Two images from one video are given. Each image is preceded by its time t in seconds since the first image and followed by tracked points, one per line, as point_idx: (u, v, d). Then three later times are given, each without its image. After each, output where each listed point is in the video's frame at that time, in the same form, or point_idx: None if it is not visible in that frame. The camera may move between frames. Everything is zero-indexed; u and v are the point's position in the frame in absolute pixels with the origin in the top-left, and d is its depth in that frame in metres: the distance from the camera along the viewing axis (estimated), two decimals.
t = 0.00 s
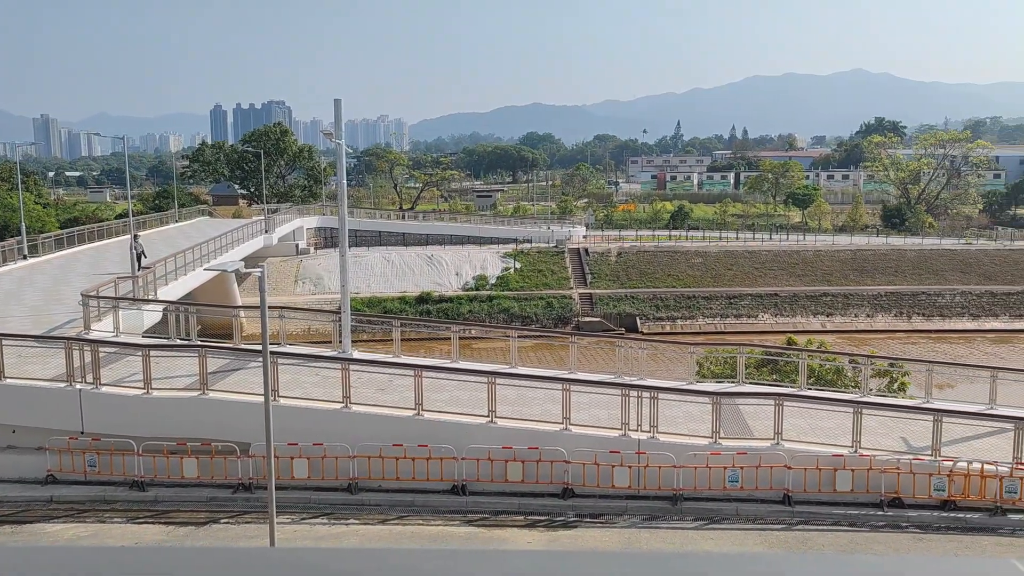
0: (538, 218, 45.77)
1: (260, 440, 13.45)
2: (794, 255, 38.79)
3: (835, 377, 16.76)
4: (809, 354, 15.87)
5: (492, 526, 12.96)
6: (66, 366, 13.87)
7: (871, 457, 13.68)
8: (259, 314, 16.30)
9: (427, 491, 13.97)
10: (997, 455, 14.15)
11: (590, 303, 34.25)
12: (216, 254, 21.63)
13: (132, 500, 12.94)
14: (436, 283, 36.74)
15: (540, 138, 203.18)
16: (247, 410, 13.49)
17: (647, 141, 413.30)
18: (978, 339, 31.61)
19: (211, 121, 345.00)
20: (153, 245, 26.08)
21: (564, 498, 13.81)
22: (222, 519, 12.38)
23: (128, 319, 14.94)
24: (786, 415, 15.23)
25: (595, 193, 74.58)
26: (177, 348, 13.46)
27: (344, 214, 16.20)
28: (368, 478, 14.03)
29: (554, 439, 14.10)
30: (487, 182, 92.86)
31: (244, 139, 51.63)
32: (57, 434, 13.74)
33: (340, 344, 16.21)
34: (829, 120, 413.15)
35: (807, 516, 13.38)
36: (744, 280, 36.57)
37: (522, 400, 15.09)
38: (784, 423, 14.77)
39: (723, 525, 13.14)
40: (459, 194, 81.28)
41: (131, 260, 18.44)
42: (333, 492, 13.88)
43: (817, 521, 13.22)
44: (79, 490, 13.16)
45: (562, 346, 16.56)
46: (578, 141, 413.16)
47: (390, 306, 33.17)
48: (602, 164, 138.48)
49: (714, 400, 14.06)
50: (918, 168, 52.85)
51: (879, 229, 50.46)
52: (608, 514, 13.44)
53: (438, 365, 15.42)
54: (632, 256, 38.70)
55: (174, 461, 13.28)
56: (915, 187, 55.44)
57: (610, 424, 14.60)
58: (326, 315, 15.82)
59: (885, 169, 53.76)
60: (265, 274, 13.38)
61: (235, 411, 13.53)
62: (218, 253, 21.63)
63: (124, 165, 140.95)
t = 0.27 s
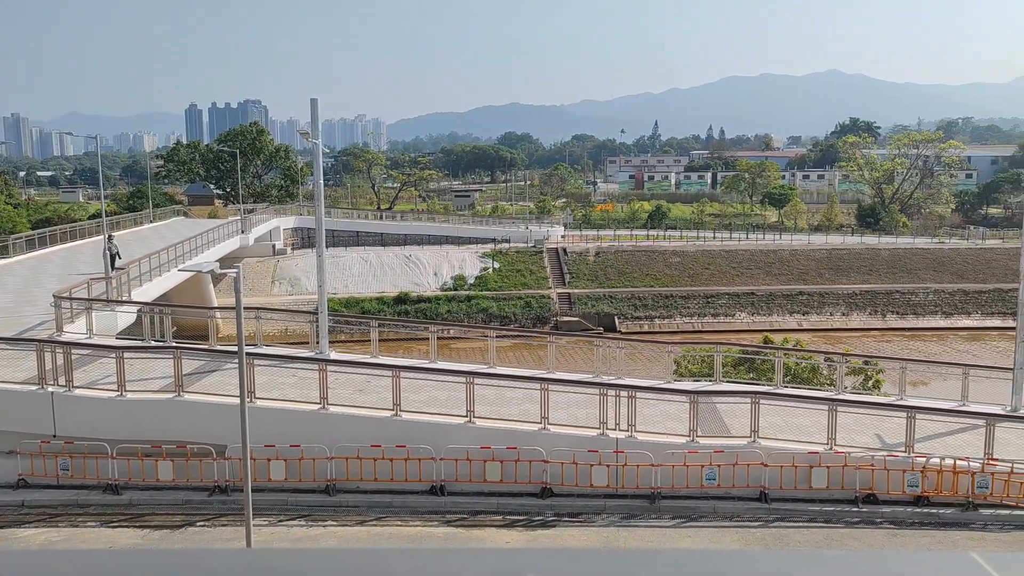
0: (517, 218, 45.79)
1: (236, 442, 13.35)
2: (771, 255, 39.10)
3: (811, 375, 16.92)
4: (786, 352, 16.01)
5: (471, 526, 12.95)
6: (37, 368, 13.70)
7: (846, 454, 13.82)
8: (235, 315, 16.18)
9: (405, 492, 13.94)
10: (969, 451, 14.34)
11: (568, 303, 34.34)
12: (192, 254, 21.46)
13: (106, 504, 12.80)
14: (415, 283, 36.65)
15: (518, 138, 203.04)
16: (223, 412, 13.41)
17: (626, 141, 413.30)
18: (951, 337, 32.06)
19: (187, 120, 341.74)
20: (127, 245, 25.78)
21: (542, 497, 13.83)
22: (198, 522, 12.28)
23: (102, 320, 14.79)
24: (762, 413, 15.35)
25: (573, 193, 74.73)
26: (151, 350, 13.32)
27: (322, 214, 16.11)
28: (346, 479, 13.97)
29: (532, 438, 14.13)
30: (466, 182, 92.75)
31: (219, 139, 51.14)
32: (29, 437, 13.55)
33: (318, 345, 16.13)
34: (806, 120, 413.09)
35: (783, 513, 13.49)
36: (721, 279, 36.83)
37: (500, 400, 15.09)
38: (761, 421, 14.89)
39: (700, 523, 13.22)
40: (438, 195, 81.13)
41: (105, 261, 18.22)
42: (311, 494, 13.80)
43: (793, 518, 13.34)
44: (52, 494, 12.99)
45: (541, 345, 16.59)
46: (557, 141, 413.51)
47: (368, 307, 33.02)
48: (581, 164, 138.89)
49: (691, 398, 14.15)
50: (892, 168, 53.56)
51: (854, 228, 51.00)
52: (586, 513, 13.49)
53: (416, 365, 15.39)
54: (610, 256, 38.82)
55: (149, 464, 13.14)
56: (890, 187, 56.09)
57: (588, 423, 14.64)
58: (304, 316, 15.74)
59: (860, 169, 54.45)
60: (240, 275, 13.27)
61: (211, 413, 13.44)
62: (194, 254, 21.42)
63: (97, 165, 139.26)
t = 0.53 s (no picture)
0: (496, 219, 45.78)
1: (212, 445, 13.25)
2: (748, 255, 39.36)
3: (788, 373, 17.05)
4: (763, 352, 16.12)
5: (451, 527, 12.91)
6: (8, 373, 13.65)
7: (822, 452, 13.95)
8: (211, 317, 16.02)
9: (384, 494, 13.87)
10: (942, 448, 14.52)
11: (547, 304, 34.37)
12: (167, 256, 21.26)
13: (80, 509, 12.60)
14: (393, 284, 36.54)
15: (497, 138, 202.60)
16: (199, 415, 13.38)
17: (603, 141, 413.18)
18: (925, 335, 32.46)
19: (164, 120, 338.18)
20: (100, 247, 25.46)
21: (521, 498, 13.82)
22: (173, 526, 12.15)
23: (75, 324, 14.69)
24: (740, 412, 15.44)
25: (552, 193, 74.87)
26: (125, 352, 13.18)
27: (298, 215, 16.03)
28: (324, 482, 13.85)
29: (511, 439, 14.14)
30: (444, 182, 92.62)
31: (194, 140, 50.67)
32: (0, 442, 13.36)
33: (295, 346, 16.03)
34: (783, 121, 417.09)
35: (760, 511, 13.59)
36: (699, 279, 37.06)
37: (479, 401, 15.09)
38: (738, 420, 14.97)
39: (679, 522, 13.27)
40: (416, 195, 80.87)
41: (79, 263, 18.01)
42: (288, 497, 13.69)
43: (770, 516, 13.42)
44: (24, 499, 12.78)
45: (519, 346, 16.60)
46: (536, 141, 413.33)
47: (346, 308, 32.86)
48: (560, 164, 139.21)
49: (669, 398, 14.22)
50: (866, 168, 54.21)
51: (830, 228, 51.46)
52: (565, 512, 13.50)
53: (394, 366, 15.35)
54: (588, 256, 38.92)
55: (123, 468, 12.95)
56: (865, 187, 56.70)
57: (567, 423, 14.66)
58: (280, 317, 15.65)
59: (835, 169, 55.04)
60: (216, 277, 13.16)
61: (186, 416, 13.39)
62: (168, 256, 21.22)
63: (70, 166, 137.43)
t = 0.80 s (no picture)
0: (475, 219, 45.75)
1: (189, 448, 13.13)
2: (726, 254, 39.64)
3: (765, 373, 17.19)
4: (740, 351, 16.23)
5: (430, 529, 12.88)
6: None
7: (798, 450, 14.08)
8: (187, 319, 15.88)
9: (362, 496, 13.80)
10: (916, 445, 14.69)
11: (527, 304, 34.40)
12: (142, 257, 21.05)
13: (53, 514, 12.42)
14: (372, 285, 36.40)
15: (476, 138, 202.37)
16: (175, 417, 13.26)
17: (581, 142, 413.21)
18: (900, 334, 32.84)
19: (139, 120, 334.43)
20: (73, 249, 25.13)
21: (501, 498, 13.80)
22: (149, 530, 12.02)
23: (49, 326, 14.52)
24: (717, 411, 15.53)
25: (531, 194, 74.97)
26: (100, 355, 13.04)
27: (275, 216, 15.92)
28: (302, 484, 13.75)
29: (490, 439, 14.13)
30: (423, 182, 92.46)
31: (170, 140, 50.18)
32: None
33: (272, 348, 15.93)
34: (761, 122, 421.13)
35: (738, 509, 13.68)
36: (676, 279, 37.27)
37: (458, 402, 15.07)
38: (716, 419, 15.06)
39: (658, 521, 13.31)
40: (395, 196, 80.63)
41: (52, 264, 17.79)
42: (266, 500, 13.57)
43: (748, 514, 13.51)
44: None
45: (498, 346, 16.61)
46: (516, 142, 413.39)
47: (325, 309, 32.69)
48: (539, 164, 139.51)
49: (647, 397, 14.29)
50: (842, 169, 54.83)
51: (806, 228, 51.94)
52: (544, 512, 13.51)
53: (372, 368, 15.29)
54: (567, 256, 39.00)
55: (98, 472, 12.79)
56: (840, 187, 57.28)
57: (546, 423, 14.67)
58: (257, 319, 15.54)
59: (811, 170, 55.60)
60: (192, 278, 13.06)
61: (162, 419, 13.27)
62: (143, 257, 21.01)
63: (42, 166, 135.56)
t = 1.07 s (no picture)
0: (452, 221, 45.69)
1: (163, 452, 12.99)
2: (702, 255, 39.92)
3: (741, 372, 17.33)
4: (716, 351, 16.35)
5: (407, 531, 12.82)
6: None
7: (774, 449, 14.20)
8: (161, 321, 15.72)
9: (340, 498, 13.72)
10: (890, 443, 14.88)
11: (504, 305, 34.41)
12: (115, 259, 20.79)
13: (24, 520, 12.23)
14: (349, 286, 36.20)
15: (452, 139, 202.22)
16: (149, 421, 13.11)
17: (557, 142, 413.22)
18: (874, 333, 33.23)
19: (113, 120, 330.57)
20: (44, 250, 24.76)
21: (479, 499, 13.79)
22: (123, 536, 11.86)
23: (20, 330, 14.30)
24: (694, 411, 15.64)
25: (508, 194, 75.00)
26: (72, 358, 12.87)
27: (250, 217, 15.79)
28: (279, 487, 13.67)
29: (468, 440, 14.11)
30: (400, 183, 92.23)
31: (143, 140, 49.58)
32: None
33: (247, 350, 15.80)
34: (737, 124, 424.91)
35: (715, 508, 13.77)
36: (653, 279, 37.48)
37: (436, 403, 15.04)
38: (693, 419, 15.14)
39: (635, 520, 13.37)
40: (372, 197, 80.33)
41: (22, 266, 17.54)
42: (242, 503, 13.45)
43: (724, 513, 13.60)
44: None
45: (476, 347, 16.59)
46: (491, 142, 413.16)
47: (301, 311, 32.49)
48: (516, 166, 139.78)
49: (625, 398, 14.34)
50: (816, 170, 55.45)
51: (781, 228, 52.43)
52: (523, 513, 13.51)
53: (349, 370, 15.21)
54: (545, 257, 39.07)
55: (70, 476, 12.62)
56: (815, 188, 57.87)
57: (524, 424, 14.66)
58: (233, 321, 15.41)
59: (786, 171, 56.17)
60: (166, 280, 12.91)
61: (137, 422, 13.12)
62: (116, 259, 20.76)
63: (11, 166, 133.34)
